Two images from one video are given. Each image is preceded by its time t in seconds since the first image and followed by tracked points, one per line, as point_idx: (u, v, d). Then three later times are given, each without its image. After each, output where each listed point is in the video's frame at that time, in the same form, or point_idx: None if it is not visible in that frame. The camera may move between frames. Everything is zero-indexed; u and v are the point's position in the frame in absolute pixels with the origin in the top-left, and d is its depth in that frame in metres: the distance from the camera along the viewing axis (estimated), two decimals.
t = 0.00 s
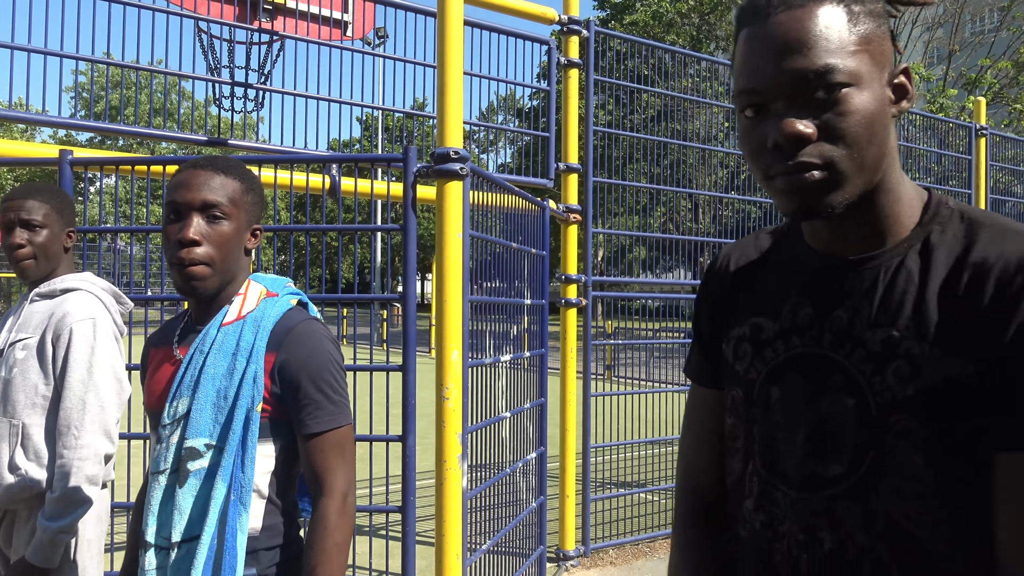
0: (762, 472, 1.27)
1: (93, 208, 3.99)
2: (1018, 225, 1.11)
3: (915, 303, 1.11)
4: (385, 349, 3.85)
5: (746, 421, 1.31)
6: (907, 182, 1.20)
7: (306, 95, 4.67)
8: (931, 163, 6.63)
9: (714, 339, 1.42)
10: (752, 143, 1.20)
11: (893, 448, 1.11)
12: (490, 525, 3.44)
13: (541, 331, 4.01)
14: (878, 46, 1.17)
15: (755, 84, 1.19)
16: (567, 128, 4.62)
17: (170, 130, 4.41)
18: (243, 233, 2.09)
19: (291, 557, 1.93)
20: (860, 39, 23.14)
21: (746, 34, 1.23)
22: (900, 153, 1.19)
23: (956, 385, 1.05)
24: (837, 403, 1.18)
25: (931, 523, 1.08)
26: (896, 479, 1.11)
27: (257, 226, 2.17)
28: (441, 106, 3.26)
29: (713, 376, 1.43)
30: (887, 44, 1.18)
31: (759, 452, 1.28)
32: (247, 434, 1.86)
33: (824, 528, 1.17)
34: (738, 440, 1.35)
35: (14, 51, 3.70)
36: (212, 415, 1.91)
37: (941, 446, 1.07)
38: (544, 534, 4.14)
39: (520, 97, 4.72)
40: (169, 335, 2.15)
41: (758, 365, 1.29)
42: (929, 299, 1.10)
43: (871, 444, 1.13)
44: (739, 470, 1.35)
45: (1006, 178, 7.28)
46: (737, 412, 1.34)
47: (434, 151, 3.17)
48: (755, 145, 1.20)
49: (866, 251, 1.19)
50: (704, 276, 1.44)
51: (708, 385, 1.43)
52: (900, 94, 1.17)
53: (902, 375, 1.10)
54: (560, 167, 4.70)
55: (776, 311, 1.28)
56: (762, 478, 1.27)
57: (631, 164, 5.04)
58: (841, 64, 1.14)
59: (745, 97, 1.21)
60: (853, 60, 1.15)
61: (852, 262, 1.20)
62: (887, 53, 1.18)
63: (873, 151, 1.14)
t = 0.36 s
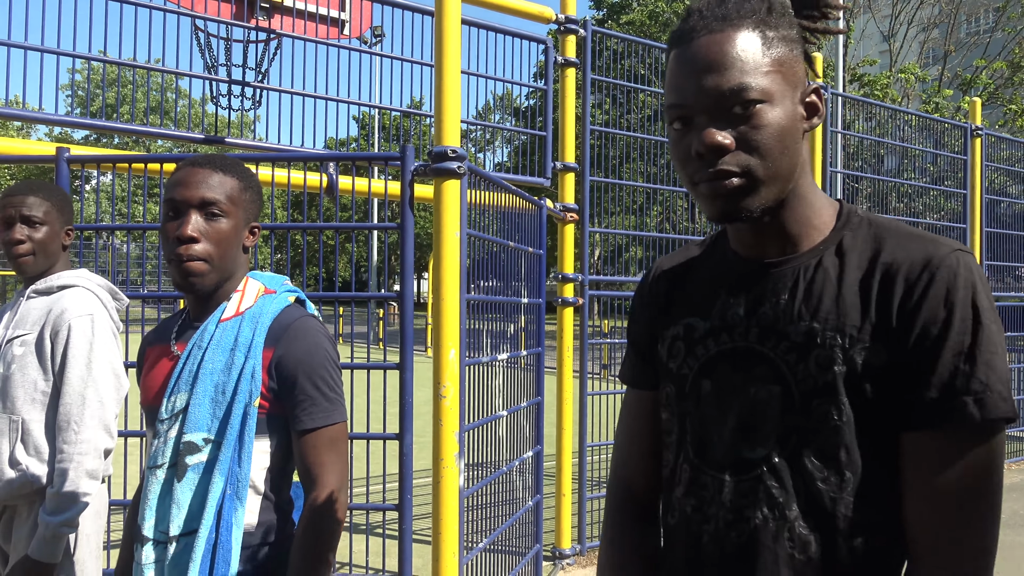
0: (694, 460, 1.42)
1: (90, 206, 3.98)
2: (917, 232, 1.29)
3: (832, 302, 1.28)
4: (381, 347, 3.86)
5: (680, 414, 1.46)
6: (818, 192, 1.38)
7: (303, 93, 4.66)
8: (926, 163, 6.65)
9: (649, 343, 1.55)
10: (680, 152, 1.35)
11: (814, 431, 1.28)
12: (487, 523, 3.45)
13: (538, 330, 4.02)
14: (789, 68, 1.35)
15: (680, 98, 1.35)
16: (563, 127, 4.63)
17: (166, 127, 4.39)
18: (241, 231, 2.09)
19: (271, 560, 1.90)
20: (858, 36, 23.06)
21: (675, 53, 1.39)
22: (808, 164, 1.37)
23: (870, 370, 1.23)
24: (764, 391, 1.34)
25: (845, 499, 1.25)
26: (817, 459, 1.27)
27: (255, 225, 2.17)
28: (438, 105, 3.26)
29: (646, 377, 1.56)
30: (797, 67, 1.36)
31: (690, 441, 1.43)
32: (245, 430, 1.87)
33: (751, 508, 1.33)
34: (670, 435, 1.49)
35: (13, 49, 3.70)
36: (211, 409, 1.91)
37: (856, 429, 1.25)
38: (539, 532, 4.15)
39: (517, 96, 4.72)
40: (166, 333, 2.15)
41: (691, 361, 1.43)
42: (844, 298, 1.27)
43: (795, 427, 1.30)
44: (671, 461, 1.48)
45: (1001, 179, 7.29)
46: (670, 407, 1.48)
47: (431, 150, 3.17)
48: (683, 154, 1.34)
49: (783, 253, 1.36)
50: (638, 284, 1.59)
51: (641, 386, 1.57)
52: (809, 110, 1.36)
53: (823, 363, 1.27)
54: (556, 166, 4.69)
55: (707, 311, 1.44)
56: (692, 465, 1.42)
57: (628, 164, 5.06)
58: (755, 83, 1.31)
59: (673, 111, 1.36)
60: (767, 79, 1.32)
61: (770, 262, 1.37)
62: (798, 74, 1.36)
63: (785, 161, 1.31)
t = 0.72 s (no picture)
0: (660, 450, 1.50)
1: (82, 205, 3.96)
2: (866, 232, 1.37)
3: (786, 296, 1.36)
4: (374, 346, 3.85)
5: (647, 407, 1.54)
6: (776, 195, 1.46)
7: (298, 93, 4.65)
8: (917, 164, 6.67)
9: (618, 341, 1.66)
10: (647, 153, 1.44)
11: (770, 420, 1.35)
12: (479, 522, 3.46)
13: (530, 329, 4.03)
14: (749, 77, 1.43)
15: (647, 103, 1.44)
16: (556, 127, 4.63)
17: (159, 126, 4.38)
18: (235, 230, 2.09)
19: (258, 558, 1.90)
20: (852, 37, 23.08)
21: (642, 61, 1.48)
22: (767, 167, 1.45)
23: (820, 360, 1.31)
24: (723, 382, 1.41)
25: (800, 483, 1.32)
26: (773, 447, 1.34)
27: (249, 225, 2.17)
28: (431, 104, 3.26)
29: (618, 374, 1.66)
30: (756, 76, 1.45)
31: (657, 432, 1.51)
32: (238, 429, 1.87)
33: (713, 494, 1.40)
34: (640, 428, 1.57)
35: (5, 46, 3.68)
36: (204, 409, 1.91)
37: (807, 418, 1.32)
38: (532, 531, 4.15)
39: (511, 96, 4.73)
40: (160, 333, 2.16)
41: (656, 357, 1.52)
42: (797, 293, 1.35)
43: (752, 416, 1.37)
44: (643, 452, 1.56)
45: (993, 179, 7.31)
46: (639, 401, 1.56)
47: (424, 150, 3.17)
48: (649, 155, 1.43)
49: (743, 252, 1.45)
50: (611, 284, 1.69)
51: (613, 384, 1.67)
52: (766, 116, 1.44)
53: (777, 354, 1.35)
54: (549, 167, 4.68)
55: (672, 309, 1.52)
56: (659, 455, 1.50)
57: (621, 164, 5.08)
58: (716, 88, 1.39)
59: (641, 115, 1.45)
60: (727, 86, 1.40)
61: (731, 260, 1.45)
62: (757, 81, 1.45)
63: (743, 162, 1.39)
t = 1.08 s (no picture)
0: (649, 454, 1.50)
1: (68, 208, 3.93)
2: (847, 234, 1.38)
3: (769, 299, 1.37)
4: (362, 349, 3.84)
5: (635, 411, 1.54)
6: (758, 199, 1.47)
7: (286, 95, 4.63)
8: (904, 165, 6.71)
9: (604, 345, 1.67)
10: (630, 157, 1.44)
11: (756, 422, 1.35)
12: (467, 525, 3.46)
13: (518, 331, 4.03)
14: (730, 82, 1.44)
15: (630, 106, 1.44)
16: (544, 129, 4.63)
17: (146, 129, 4.35)
18: (216, 232, 2.08)
19: (246, 562, 1.90)
20: (839, 40, 23.21)
21: (625, 66, 1.49)
22: (748, 172, 1.46)
23: (804, 362, 1.32)
24: (710, 386, 1.42)
25: (787, 484, 1.33)
26: (760, 449, 1.35)
27: (234, 228, 2.15)
28: (418, 107, 3.26)
29: (604, 378, 1.67)
30: (738, 81, 1.46)
31: (645, 436, 1.51)
32: (221, 433, 1.87)
33: (703, 497, 1.40)
34: (629, 431, 1.57)
35: None
36: (187, 413, 1.90)
37: (792, 419, 1.33)
38: (520, 533, 4.15)
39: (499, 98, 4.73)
40: (148, 336, 2.15)
41: (643, 361, 1.52)
42: (780, 296, 1.36)
43: (739, 419, 1.38)
44: (632, 455, 1.56)
45: (978, 180, 7.36)
46: (627, 405, 1.57)
47: (411, 152, 3.17)
48: (632, 159, 1.43)
49: (726, 256, 1.45)
50: (595, 288, 1.69)
51: (600, 388, 1.67)
52: (749, 122, 1.45)
53: (762, 357, 1.36)
54: (537, 168, 4.69)
55: (656, 313, 1.52)
56: (648, 458, 1.50)
57: (609, 166, 5.09)
58: (699, 93, 1.40)
59: (625, 119, 1.45)
60: (709, 91, 1.41)
61: (714, 264, 1.46)
62: (740, 87, 1.46)
63: (725, 167, 1.40)
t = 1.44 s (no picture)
0: (634, 452, 1.50)
1: (51, 208, 3.89)
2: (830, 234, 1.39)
3: (754, 298, 1.37)
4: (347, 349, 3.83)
5: (619, 410, 1.54)
6: (742, 200, 1.48)
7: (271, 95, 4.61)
8: (888, 167, 6.76)
9: (586, 343, 1.67)
10: (616, 154, 1.44)
11: (742, 420, 1.36)
12: (452, 525, 3.45)
13: (504, 331, 4.03)
14: (719, 83, 1.45)
15: (618, 104, 1.44)
16: (530, 130, 4.63)
17: (130, 128, 4.32)
18: (198, 229, 2.07)
19: (229, 562, 1.89)
20: (824, 44, 23.35)
21: (614, 63, 1.49)
22: (733, 172, 1.47)
23: (789, 361, 1.32)
24: (696, 384, 1.42)
25: (772, 481, 1.34)
26: (746, 447, 1.35)
27: (218, 226, 2.14)
28: (403, 106, 3.26)
29: (586, 377, 1.67)
30: (726, 82, 1.46)
31: (630, 435, 1.51)
32: (201, 433, 1.86)
33: (689, 494, 1.40)
34: (613, 429, 1.57)
35: None
36: (166, 413, 1.89)
37: (779, 417, 1.33)
38: (505, 534, 4.16)
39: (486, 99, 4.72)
40: (130, 335, 2.13)
41: (628, 359, 1.52)
42: (764, 295, 1.36)
43: (725, 417, 1.38)
44: (616, 453, 1.56)
45: (961, 183, 7.42)
46: (611, 404, 1.57)
47: (396, 152, 3.17)
48: (619, 156, 1.43)
49: (710, 256, 1.46)
50: (578, 286, 1.69)
51: (583, 386, 1.67)
52: (736, 123, 1.45)
53: (747, 356, 1.36)
54: (523, 169, 4.70)
55: (640, 312, 1.52)
56: (633, 456, 1.50)
57: (595, 167, 5.10)
58: (687, 93, 1.40)
59: (612, 116, 1.45)
60: (698, 91, 1.41)
61: (699, 264, 1.46)
62: (727, 88, 1.46)
63: (711, 168, 1.40)
